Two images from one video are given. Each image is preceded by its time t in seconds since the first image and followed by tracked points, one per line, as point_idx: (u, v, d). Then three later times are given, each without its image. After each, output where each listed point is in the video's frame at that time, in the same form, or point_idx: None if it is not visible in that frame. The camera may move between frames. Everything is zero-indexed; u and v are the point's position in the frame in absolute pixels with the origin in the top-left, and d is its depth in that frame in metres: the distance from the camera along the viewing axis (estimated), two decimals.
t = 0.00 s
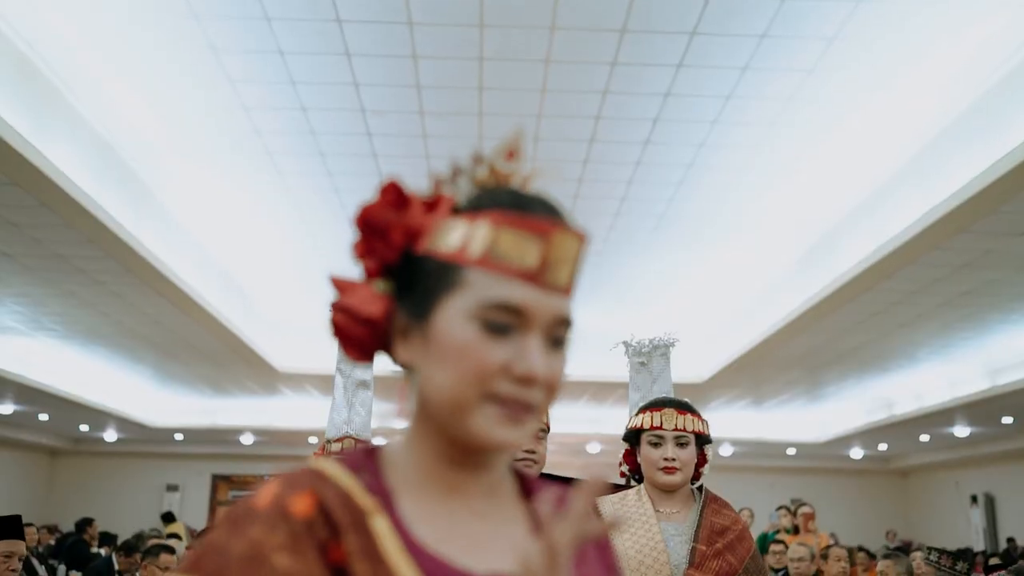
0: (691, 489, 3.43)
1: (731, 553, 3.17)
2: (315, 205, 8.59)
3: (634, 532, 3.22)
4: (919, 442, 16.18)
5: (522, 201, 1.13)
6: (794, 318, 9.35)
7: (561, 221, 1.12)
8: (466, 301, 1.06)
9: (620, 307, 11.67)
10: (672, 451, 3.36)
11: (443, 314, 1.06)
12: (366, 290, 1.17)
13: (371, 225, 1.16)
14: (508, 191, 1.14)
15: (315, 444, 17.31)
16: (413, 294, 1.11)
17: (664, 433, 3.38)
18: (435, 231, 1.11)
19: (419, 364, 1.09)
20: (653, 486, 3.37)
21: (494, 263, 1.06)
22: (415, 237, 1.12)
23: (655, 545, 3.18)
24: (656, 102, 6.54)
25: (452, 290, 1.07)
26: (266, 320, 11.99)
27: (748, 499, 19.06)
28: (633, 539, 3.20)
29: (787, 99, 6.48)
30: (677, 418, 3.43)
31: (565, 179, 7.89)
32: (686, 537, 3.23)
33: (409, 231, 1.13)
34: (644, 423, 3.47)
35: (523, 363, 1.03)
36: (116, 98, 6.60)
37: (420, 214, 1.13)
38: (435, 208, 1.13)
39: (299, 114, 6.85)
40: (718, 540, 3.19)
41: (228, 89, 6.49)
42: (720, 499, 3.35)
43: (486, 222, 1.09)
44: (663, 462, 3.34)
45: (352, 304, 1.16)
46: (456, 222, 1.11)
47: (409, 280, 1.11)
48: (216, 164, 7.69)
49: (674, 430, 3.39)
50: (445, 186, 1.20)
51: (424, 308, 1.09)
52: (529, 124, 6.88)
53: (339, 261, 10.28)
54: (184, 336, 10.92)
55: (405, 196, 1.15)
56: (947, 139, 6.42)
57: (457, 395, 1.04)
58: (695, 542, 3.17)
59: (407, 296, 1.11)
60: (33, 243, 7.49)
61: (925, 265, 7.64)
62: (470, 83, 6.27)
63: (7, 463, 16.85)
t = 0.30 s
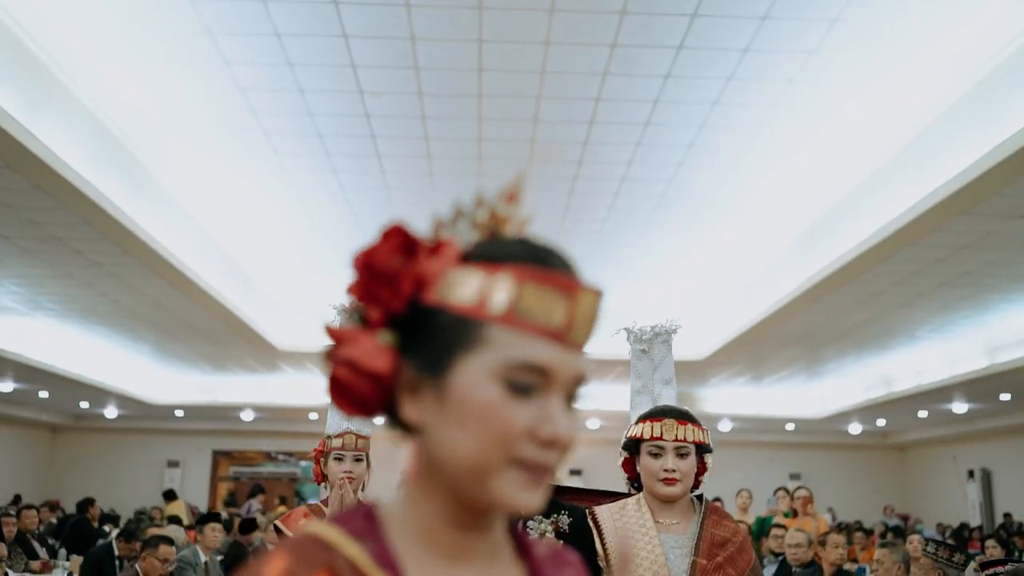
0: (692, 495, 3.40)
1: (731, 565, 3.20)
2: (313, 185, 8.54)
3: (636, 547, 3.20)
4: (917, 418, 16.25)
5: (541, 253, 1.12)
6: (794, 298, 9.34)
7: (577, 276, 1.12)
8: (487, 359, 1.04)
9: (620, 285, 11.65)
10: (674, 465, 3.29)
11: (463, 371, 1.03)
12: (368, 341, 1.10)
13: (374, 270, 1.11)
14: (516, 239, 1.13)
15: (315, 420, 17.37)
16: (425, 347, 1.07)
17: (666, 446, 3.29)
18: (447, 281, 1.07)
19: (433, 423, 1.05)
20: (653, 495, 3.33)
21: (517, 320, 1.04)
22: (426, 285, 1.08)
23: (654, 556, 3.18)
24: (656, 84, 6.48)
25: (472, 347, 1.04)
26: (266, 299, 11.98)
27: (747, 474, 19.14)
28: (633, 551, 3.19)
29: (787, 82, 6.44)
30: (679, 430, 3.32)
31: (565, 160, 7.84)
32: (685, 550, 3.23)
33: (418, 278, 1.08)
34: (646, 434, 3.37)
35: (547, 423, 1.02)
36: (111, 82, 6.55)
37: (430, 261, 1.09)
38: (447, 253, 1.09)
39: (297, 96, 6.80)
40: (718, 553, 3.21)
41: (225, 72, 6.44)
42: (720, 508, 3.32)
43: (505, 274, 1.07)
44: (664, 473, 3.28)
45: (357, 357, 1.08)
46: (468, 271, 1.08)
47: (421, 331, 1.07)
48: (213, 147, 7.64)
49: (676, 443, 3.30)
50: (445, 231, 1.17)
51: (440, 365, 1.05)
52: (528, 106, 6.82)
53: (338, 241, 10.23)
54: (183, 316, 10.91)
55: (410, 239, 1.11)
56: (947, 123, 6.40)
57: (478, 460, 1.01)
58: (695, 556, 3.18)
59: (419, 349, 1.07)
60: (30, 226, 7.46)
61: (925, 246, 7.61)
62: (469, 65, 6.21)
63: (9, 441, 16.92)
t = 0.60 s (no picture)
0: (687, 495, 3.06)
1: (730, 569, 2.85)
2: (307, 158, 8.47)
3: (627, 548, 2.85)
4: (912, 387, 16.30)
5: (574, 344, 1.08)
6: (791, 270, 9.31)
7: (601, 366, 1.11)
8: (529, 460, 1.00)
9: (617, 255, 11.62)
10: (666, 461, 2.95)
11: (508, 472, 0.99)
12: (401, 435, 1.00)
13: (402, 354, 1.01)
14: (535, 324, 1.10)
15: (313, 389, 17.40)
16: (463, 444, 1.00)
17: (659, 441, 2.95)
18: (488, 375, 1.01)
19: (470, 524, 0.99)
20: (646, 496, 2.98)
21: (562, 422, 1.02)
22: (464, 377, 1.01)
23: (645, 559, 2.82)
24: (654, 57, 6.41)
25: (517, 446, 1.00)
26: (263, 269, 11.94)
27: (743, 442, 19.23)
28: (624, 553, 2.83)
29: (787, 56, 6.38)
30: (673, 425, 2.99)
31: (562, 132, 7.78)
32: (682, 553, 2.88)
33: (457, 369, 1.01)
34: (636, 430, 3.03)
35: (586, 528, 1.01)
36: (103, 57, 6.47)
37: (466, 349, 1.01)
38: (484, 342, 1.03)
39: (291, 70, 6.72)
40: (716, 555, 2.86)
41: (219, 46, 6.37)
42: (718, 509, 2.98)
43: (546, 369, 1.03)
44: (659, 474, 2.93)
45: (393, 453, 0.99)
46: (505, 364, 1.02)
47: (460, 426, 1.00)
48: (206, 120, 7.57)
49: (669, 439, 2.95)
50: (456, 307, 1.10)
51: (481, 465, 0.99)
52: (525, 79, 6.76)
53: (334, 212, 10.17)
54: (179, 288, 10.87)
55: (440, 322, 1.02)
56: (947, 97, 6.35)
57: (524, 565, 0.97)
58: (691, 558, 2.84)
59: (459, 446, 0.99)
60: (24, 199, 7.42)
61: (924, 220, 7.58)
62: (465, 39, 6.15)
63: (7, 410, 16.95)
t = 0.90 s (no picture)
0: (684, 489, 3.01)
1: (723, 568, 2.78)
2: (300, 125, 8.39)
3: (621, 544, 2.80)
4: (905, 352, 16.38)
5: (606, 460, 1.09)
6: (786, 238, 9.30)
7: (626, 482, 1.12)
8: None
9: (612, 222, 11.59)
10: (660, 456, 2.88)
11: None
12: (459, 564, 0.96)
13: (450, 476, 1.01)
14: (561, 432, 1.09)
15: (308, 354, 17.41)
16: (516, 568, 0.97)
17: (652, 437, 2.88)
18: (535, 498, 1.00)
19: None
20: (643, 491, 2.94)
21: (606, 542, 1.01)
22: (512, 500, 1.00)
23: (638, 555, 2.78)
24: (650, 26, 6.34)
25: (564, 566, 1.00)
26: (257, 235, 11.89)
27: (736, 406, 19.35)
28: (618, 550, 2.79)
29: (785, 24, 6.31)
30: (668, 421, 2.90)
31: (557, 101, 7.71)
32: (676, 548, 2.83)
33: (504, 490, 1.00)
34: (630, 425, 2.96)
35: None
36: (92, 26, 6.37)
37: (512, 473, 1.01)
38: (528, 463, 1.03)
39: (283, 38, 6.64)
40: (709, 554, 2.80)
41: (209, 14, 6.28)
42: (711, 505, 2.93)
43: (586, 486, 1.02)
44: (653, 470, 2.87)
45: None
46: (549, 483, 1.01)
47: (513, 551, 0.98)
48: (197, 89, 7.49)
49: (663, 435, 2.88)
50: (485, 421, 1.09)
51: None
52: (519, 48, 6.68)
53: (327, 180, 10.09)
54: (173, 255, 10.82)
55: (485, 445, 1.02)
56: (943, 67, 6.31)
57: None
58: (684, 555, 2.78)
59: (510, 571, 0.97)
60: (15, 169, 7.34)
61: (919, 189, 7.56)
62: (460, 7, 6.07)
63: (3, 375, 16.95)
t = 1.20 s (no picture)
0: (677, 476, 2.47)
1: (718, 562, 2.29)
2: (292, 94, 8.32)
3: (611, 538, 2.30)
4: (898, 318, 16.44)
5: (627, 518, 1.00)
6: (780, 207, 9.28)
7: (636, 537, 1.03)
8: None
9: (607, 190, 11.58)
10: (657, 450, 2.36)
11: None
12: None
13: (492, 552, 0.91)
14: (580, 488, 1.01)
15: (303, 320, 17.42)
16: None
17: (646, 430, 2.36)
18: (573, 568, 0.93)
19: None
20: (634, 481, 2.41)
21: None
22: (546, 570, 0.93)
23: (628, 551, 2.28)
24: None
25: None
26: (251, 202, 11.84)
27: (730, 371, 19.45)
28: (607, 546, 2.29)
29: None
30: (665, 418, 2.37)
31: (552, 70, 7.67)
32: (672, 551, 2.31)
33: (540, 560, 0.92)
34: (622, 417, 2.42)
35: None
36: None
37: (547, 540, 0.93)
38: (560, 530, 0.95)
39: (276, 7, 6.57)
40: (704, 548, 2.29)
41: None
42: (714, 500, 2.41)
43: (615, 553, 0.94)
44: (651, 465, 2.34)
45: None
46: (580, 549, 0.94)
47: None
48: (189, 57, 7.41)
49: (658, 429, 2.35)
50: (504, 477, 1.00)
51: None
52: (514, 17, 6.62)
53: (320, 149, 10.04)
54: (166, 223, 10.77)
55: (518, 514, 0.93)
56: (942, 38, 6.27)
57: None
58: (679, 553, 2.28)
59: None
60: (6, 139, 7.28)
61: (913, 160, 7.54)
62: None
63: None
